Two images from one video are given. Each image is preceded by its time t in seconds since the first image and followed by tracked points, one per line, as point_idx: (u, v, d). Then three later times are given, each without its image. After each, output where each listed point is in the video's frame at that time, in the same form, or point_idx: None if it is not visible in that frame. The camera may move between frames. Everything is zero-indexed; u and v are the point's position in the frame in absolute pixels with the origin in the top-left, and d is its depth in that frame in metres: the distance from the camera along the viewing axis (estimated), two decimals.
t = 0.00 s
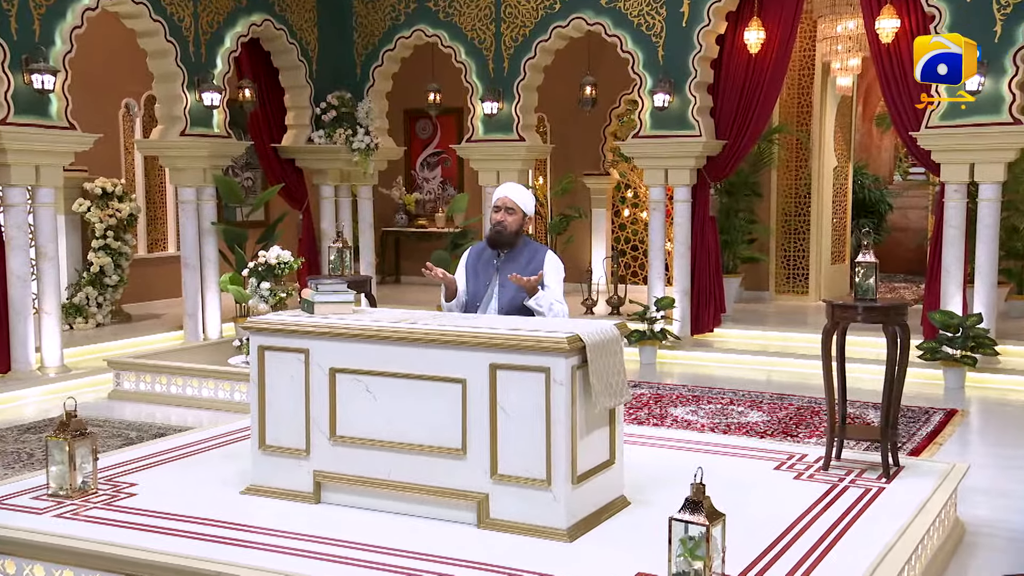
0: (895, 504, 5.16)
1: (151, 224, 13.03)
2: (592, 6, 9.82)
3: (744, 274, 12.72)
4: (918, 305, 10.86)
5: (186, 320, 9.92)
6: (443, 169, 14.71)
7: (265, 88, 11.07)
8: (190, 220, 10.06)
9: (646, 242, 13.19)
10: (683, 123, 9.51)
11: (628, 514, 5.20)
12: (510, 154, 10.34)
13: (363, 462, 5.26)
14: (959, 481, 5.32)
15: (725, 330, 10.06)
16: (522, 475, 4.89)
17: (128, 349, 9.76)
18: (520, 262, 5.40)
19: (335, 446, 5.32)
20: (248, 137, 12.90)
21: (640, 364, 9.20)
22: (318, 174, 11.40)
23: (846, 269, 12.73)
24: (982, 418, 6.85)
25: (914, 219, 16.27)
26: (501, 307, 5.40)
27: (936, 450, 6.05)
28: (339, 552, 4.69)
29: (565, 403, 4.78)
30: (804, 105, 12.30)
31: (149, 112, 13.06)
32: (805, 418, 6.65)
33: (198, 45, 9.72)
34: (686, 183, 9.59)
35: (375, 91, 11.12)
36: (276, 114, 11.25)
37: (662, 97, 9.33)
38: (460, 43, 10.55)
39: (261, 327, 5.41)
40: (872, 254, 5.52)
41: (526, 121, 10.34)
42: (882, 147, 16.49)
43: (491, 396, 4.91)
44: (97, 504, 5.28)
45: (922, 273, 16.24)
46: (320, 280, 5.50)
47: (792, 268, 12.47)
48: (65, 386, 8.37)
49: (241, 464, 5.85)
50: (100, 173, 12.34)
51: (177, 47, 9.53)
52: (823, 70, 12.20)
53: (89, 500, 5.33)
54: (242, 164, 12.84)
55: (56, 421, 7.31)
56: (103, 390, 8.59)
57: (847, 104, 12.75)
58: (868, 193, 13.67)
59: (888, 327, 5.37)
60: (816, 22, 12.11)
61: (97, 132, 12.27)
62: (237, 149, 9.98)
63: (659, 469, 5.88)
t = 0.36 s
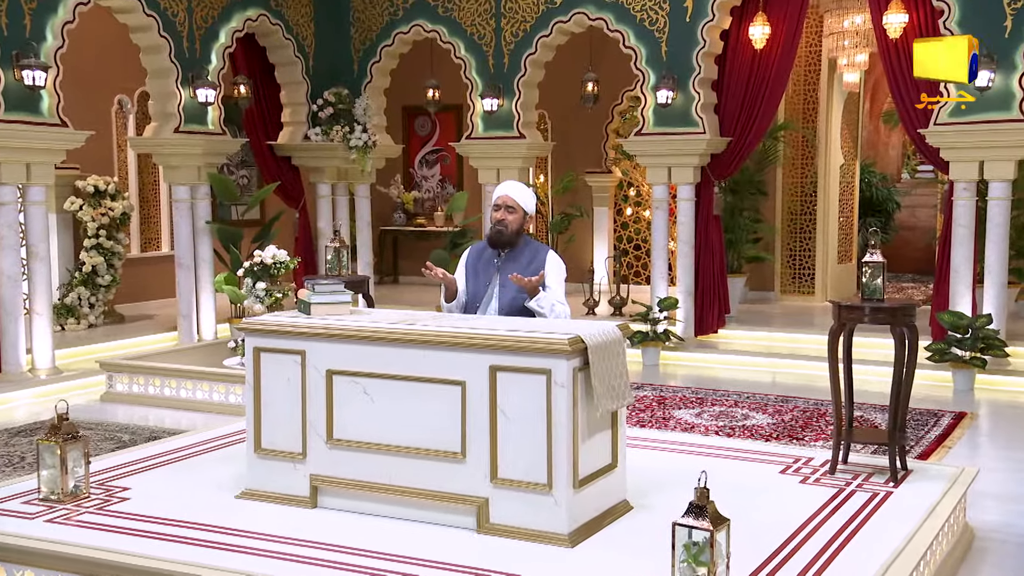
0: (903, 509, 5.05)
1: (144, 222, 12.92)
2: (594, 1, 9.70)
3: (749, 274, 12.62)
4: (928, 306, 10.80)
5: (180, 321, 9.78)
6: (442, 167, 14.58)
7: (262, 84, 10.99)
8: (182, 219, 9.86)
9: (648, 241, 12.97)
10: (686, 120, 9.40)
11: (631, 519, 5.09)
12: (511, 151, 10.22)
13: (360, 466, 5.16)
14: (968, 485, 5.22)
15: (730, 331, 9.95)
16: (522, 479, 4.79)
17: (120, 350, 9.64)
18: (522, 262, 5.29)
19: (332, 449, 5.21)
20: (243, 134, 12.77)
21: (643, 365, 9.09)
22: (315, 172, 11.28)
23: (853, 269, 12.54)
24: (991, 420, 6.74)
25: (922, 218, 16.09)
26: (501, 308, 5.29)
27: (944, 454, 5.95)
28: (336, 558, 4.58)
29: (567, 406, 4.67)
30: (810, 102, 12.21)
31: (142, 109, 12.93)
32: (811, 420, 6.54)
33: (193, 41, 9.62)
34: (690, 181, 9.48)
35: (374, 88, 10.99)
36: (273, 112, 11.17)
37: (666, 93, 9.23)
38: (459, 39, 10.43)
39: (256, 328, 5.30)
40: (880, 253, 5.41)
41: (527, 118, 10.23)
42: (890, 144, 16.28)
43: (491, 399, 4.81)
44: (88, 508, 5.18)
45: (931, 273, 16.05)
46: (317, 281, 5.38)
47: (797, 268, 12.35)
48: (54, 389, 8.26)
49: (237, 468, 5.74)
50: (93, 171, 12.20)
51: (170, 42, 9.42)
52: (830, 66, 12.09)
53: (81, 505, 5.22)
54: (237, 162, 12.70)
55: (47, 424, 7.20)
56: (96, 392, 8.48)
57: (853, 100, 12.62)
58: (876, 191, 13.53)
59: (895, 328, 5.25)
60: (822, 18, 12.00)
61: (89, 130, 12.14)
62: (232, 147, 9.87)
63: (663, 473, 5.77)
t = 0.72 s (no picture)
0: (912, 513, 4.94)
1: (137, 221, 12.80)
2: None
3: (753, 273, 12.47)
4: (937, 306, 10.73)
5: (174, 322, 9.60)
6: (440, 165, 14.45)
7: (258, 80, 10.88)
8: (176, 218, 9.67)
9: (652, 240, 12.92)
10: (690, 117, 9.28)
11: (634, 524, 4.98)
12: (512, 149, 10.10)
13: (358, 469, 5.05)
14: (978, 489, 5.11)
15: (734, 332, 9.83)
16: (523, 482, 4.68)
17: (112, 351, 9.53)
18: (522, 262, 5.19)
19: (329, 452, 5.10)
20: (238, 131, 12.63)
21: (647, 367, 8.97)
22: (312, 170, 11.13)
23: (860, 268, 12.37)
24: (1002, 423, 6.63)
25: (931, 217, 15.89)
26: (502, 308, 5.18)
27: (954, 457, 5.84)
28: (332, 563, 4.48)
29: (568, 409, 4.57)
30: (817, 97, 11.93)
31: (135, 105, 12.75)
32: (818, 423, 6.43)
33: (187, 36, 9.49)
34: (695, 178, 9.36)
35: (371, 83, 10.87)
36: (269, 108, 11.07)
37: (670, 89, 9.13)
38: (458, 34, 10.32)
39: (251, 329, 5.20)
40: (888, 252, 5.30)
41: (528, 114, 10.13)
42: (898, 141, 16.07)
43: (491, 401, 4.70)
44: (80, 513, 5.07)
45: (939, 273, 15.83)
46: (314, 281, 5.27)
47: (804, 268, 12.11)
48: (45, 391, 8.15)
49: (232, 472, 5.63)
50: (85, 169, 12.02)
51: (164, 37, 9.28)
52: (837, 61, 11.82)
53: (73, 509, 5.11)
54: (232, 159, 12.56)
55: (39, 427, 7.09)
56: (89, 393, 8.37)
57: (861, 96, 12.35)
58: (883, 189, 13.31)
59: (904, 329, 5.15)
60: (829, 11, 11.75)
61: (82, 127, 12.00)
62: (227, 144, 9.73)
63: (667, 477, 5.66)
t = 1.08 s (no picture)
0: (921, 518, 4.84)
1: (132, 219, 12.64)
2: None
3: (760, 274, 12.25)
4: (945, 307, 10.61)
5: (169, 322, 9.41)
6: (439, 163, 14.30)
7: (254, 75, 10.72)
8: (171, 218, 9.39)
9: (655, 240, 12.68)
10: (695, 114, 9.17)
11: (637, 528, 4.87)
12: (512, 146, 9.98)
13: (356, 473, 4.94)
14: (988, 494, 5.01)
15: (738, 333, 9.72)
16: (524, 487, 4.58)
17: (105, 353, 9.42)
18: (524, 262, 5.08)
19: (327, 456, 4.99)
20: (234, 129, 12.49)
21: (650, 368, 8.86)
22: (309, 168, 10.97)
23: (868, 268, 12.13)
24: (1012, 426, 6.52)
25: (939, 215, 15.68)
26: (503, 309, 5.09)
27: (963, 460, 5.74)
28: (329, 569, 4.38)
29: (570, 412, 4.47)
30: (823, 93, 11.77)
31: (129, 102, 12.61)
32: (825, 426, 6.33)
33: (181, 31, 9.31)
34: (699, 177, 9.24)
35: (370, 79, 10.74)
36: (265, 105, 10.93)
37: (673, 85, 8.99)
38: (458, 30, 10.21)
39: (247, 330, 5.09)
40: (896, 252, 5.20)
41: (530, 111, 10.01)
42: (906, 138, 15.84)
43: (492, 403, 4.60)
44: (73, 517, 4.97)
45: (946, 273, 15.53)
46: (311, 281, 5.17)
47: (810, 267, 11.93)
48: (37, 393, 8.04)
49: (228, 475, 5.53)
50: (78, 166, 11.89)
51: (158, 31, 9.11)
52: (844, 56, 11.62)
53: (66, 514, 5.01)
54: (228, 157, 12.43)
55: (31, 430, 6.99)
56: (82, 395, 8.27)
57: (870, 93, 12.13)
58: (891, 187, 13.05)
59: (911, 331, 5.05)
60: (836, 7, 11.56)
61: (72, 123, 11.79)
62: (223, 142, 9.56)
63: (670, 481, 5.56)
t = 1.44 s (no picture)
0: (930, 522, 4.74)
1: (125, 218, 12.37)
2: None
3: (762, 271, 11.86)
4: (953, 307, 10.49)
5: (162, 322, 9.26)
6: (439, 160, 14.04)
7: (249, 73, 10.48)
8: (165, 216, 9.25)
9: (657, 238, 12.40)
10: (698, 110, 9.05)
11: (640, 533, 4.77)
12: (514, 143, 9.85)
13: (354, 476, 4.84)
14: (997, 498, 4.90)
15: (743, 333, 9.60)
16: (524, 490, 4.49)
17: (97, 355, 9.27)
18: (524, 261, 4.97)
19: (324, 459, 4.89)
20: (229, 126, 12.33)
21: (653, 369, 8.76)
22: (306, 165, 10.79)
23: (875, 268, 11.90)
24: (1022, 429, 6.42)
25: (948, 214, 15.36)
26: (505, 309, 4.99)
27: (973, 464, 5.63)
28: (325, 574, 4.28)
29: (571, 414, 4.37)
30: (830, 90, 11.49)
31: (122, 98, 12.25)
32: (831, 428, 6.23)
33: (175, 27, 9.14)
34: (702, 174, 9.12)
35: (366, 75, 10.62)
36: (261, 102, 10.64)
37: (677, 81, 8.87)
38: (458, 25, 10.10)
39: (242, 331, 4.99)
40: (904, 251, 5.09)
41: (531, 108, 9.89)
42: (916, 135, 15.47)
43: (492, 406, 4.51)
44: (65, 522, 4.87)
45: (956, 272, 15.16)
46: (308, 281, 5.06)
47: (816, 267, 11.68)
48: (28, 394, 7.94)
49: (223, 479, 5.42)
50: (71, 165, 11.57)
51: (152, 26, 8.93)
52: (851, 52, 11.37)
53: (57, 518, 4.91)
54: (223, 155, 12.28)
55: (23, 432, 6.89)
56: (74, 397, 8.18)
57: (877, 88, 11.89)
58: (899, 184, 12.86)
59: (920, 331, 4.96)
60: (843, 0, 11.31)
61: (65, 121, 11.46)
62: (219, 139, 9.39)
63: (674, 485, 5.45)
